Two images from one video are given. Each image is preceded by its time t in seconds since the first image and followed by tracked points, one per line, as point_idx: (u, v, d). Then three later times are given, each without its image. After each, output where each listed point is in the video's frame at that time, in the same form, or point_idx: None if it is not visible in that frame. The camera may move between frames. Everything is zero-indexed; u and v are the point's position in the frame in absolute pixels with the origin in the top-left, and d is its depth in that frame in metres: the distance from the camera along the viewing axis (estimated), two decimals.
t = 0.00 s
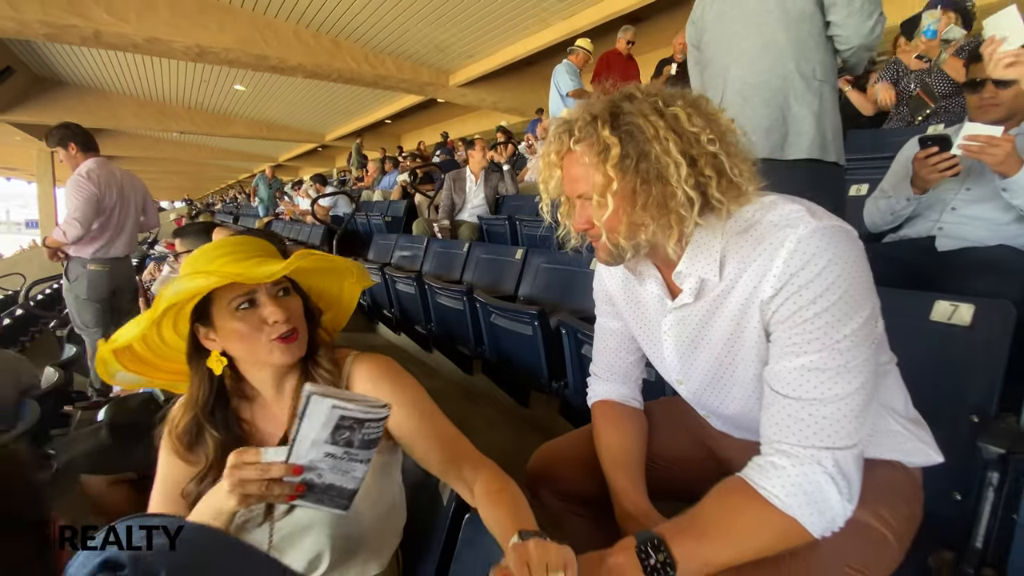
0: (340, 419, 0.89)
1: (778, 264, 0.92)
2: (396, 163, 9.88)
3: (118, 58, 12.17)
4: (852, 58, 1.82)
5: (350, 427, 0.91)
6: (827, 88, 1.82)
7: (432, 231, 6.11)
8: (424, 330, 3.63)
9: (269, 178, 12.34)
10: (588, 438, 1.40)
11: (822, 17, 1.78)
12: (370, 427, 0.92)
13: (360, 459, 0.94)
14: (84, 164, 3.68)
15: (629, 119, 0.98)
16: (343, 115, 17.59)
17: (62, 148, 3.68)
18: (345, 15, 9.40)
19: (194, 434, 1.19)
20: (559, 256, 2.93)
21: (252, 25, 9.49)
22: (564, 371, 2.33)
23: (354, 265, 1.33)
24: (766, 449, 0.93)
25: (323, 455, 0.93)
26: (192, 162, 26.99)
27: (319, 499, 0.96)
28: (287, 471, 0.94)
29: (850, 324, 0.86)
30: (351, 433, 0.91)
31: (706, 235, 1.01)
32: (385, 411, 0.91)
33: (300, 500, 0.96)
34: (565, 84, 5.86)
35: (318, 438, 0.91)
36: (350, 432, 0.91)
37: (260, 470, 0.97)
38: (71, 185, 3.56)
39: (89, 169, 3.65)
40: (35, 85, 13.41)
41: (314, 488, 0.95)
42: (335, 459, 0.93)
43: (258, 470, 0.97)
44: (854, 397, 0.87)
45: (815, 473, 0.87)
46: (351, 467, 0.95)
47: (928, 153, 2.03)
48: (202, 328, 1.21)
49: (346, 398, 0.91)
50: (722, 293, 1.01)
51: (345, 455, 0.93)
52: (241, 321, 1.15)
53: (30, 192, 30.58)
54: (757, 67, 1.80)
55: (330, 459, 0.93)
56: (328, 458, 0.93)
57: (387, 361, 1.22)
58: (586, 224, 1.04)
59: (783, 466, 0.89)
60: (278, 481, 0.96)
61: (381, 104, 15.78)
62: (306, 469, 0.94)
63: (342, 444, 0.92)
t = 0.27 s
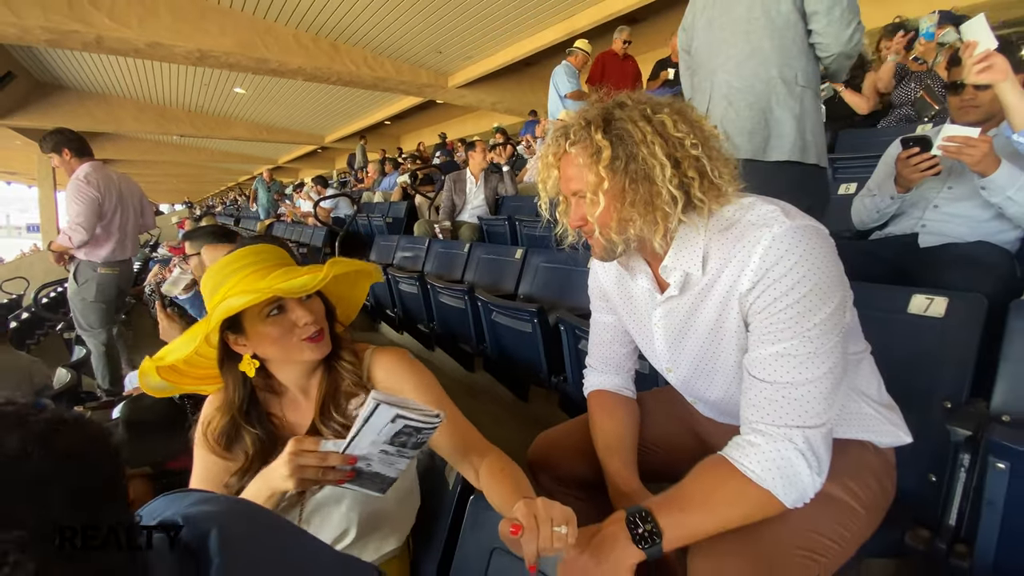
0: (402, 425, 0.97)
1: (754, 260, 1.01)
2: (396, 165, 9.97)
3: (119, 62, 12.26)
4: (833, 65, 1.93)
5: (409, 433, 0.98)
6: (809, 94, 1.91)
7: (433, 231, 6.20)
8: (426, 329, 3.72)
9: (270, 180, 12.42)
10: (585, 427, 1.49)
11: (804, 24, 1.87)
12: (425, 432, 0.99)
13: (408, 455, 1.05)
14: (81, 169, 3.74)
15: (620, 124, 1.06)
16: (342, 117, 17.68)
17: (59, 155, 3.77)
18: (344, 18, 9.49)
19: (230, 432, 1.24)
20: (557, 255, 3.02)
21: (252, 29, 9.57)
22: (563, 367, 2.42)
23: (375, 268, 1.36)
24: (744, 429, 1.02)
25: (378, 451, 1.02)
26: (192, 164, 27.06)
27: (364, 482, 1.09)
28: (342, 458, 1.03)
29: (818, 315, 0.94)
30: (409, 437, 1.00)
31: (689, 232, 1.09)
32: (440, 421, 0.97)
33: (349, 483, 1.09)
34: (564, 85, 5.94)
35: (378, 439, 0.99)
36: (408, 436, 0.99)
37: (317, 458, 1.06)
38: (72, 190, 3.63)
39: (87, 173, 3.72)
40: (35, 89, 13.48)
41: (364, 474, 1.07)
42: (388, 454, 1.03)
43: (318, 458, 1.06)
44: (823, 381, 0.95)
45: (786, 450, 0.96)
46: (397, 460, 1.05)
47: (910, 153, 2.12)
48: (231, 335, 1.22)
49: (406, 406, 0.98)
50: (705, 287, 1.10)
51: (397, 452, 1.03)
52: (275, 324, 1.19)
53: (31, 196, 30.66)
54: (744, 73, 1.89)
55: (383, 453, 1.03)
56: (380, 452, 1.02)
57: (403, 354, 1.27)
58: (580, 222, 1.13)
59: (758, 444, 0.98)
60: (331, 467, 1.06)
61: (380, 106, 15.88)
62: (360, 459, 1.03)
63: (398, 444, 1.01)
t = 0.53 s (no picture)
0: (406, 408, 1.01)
1: (743, 256, 1.02)
2: (398, 164, 10.02)
3: (122, 64, 12.32)
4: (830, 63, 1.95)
5: (413, 416, 1.03)
6: (807, 93, 1.93)
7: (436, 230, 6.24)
8: (430, 327, 3.75)
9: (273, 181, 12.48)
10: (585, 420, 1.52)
11: (801, 24, 1.89)
12: (427, 415, 1.04)
13: (411, 439, 1.09)
14: (86, 172, 3.79)
15: (623, 114, 1.08)
16: (344, 117, 17.73)
17: (62, 160, 3.81)
18: (345, 19, 9.53)
19: (236, 431, 1.25)
20: (558, 253, 3.05)
21: (254, 31, 9.61)
22: (565, 363, 2.45)
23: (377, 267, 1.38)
24: (737, 421, 1.05)
25: (383, 435, 1.06)
26: (195, 165, 27.16)
27: (369, 470, 1.13)
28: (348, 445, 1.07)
29: (805, 309, 0.96)
30: (413, 419, 1.04)
31: (680, 222, 1.11)
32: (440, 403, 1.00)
33: (353, 470, 1.12)
34: (565, 84, 5.97)
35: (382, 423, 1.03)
36: (412, 418, 1.04)
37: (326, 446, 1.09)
38: (82, 193, 3.68)
39: (94, 176, 3.77)
40: (39, 92, 13.57)
41: (367, 461, 1.11)
42: (392, 439, 1.07)
43: (325, 446, 1.08)
44: (812, 372, 0.97)
45: (779, 440, 0.98)
46: (402, 446, 1.10)
47: (906, 149, 2.14)
48: (236, 335, 1.22)
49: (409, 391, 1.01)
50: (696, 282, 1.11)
51: (400, 437, 1.07)
52: (277, 325, 1.19)
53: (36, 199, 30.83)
54: (740, 73, 1.92)
55: (387, 438, 1.07)
56: (385, 439, 1.06)
57: (403, 352, 1.28)
58: (581, 211, 1.13)
59: (751, 435, 1.00)
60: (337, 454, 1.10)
61: (382, 105, 15.91)
62: (365, 445, 1.07)
63: (401, 428, 1.05)
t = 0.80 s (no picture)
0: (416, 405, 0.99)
1: (752, 247, 0.99)
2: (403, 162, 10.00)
3: (128, 64, 12.37)
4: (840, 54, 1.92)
5: (422, 415, 1.01)
6: (816, 83, 1.89)
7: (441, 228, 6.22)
8: (435, 324, 3.74)
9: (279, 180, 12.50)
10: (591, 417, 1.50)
11: (809, 15, 1.86)
12: (435, 416, 1.02)
13: (415, 442, 1.08)
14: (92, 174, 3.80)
15: (633, 96, 1.06)
16: (349, 116, 17.74)
17: (66, 161, 3.81)
18: (349, 17, 9.51)
19: (234, 435, 1.25)
20: (563, 249, 3.03)
21: (258, 30, 9.62)
22: (571, 360, 2.43)
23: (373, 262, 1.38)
24: (750, 418, 1.02)
25: (389, 433, 1.05)
26: (201, 165, 27.26)
27: (368, 474, 1.15)
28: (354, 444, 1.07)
29: (817, 301, 0.93)
30: (421, 419, 1.02)
31: (686, 209, 1.07)
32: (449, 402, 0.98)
33: (353, 472, 1.13)
34: (570, 80, 5.93)
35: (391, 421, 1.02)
36: (421, 418, 1.02)
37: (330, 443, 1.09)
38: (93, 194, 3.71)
39: (103, 177, 3.79)
40: (47, 93, 13.65)
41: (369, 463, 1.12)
42: (397, 439, 1.06)
43: (329, 442, 1.09)
44: (825, 366, 0.95)
45: (794, 436, 0.96)
46: (404, 448, 1.09)
47: (919, 141, 2.11)
48: (231, 337, 1.23)
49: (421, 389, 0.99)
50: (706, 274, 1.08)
51: (407, 437, 1.06)
52: (272, 325, 1.20)
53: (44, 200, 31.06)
54: (747, 64, 1.89)
55: (393, 438, 1.06)
56: (389, 439, 1.07)
57: (404, 350, 1.25)
58: (588, 195, 1.11)
59: (764, 432, 0.98)
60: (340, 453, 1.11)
61: (387, 103, 15.91)
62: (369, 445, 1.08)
63: (409, 427, 1.04)
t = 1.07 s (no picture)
0: (437, 424, 0.93)
1: (806, 237, 0.87)
2: (410, 160, 9.91)
3: (136, 64, 12.36)
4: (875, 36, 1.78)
5: (439, 435, 0.95)
6: (847, 66, 1.75)
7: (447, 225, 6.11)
8: (441, 324, 3.62)
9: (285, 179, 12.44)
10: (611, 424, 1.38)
11: None
12: (453, 437, 0.96)
13: (423, 466, 1.01)
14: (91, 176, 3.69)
15: (664, 64, 0.94)
16: (355, 114, 17.69)
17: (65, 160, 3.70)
18: (355, 14, 9.42)
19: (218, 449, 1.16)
20: (574, 246, 2.91)
21: (264, 28, 9.54)
22: (584, 361, 2.31)
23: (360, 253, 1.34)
24: (800, 431, 0.89)
25: (399, 451, 0.98)
26: (209, 165, 27.31)
27: (363, 495, 1.07)
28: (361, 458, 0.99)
29: (884, 300, 0.81)
30: (436, 439, 0.96)
31: (725, 192, 0.95)
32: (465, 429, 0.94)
33: (350, 488, 1.05)
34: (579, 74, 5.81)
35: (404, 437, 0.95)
36: (435, 438, 0.96)
37: (334, 451, 1.00)
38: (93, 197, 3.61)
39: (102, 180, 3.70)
40: (56, 93, 13.67)
41: (368, 482, 1.05)
42: (404, 459, 0.99)
43: (334, 448, 1.00)
44: (891, 374, 0.83)
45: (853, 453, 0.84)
46: (409, 472, 1.01)
47: (955, 129, 1.94)
48: (209, 341, 1.16)
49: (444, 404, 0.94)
50: (750, 267, 0.96)
51: (415, 458, 0.99)
52: (252, 326, 1.14)
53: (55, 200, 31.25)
54: (770, 49, 1.77)
55: (401, 457, 0.98)
56: (398, 457, 0.99)
57: (398, 350, 1.20)
58: (614, 176, 0.97)
59: (819, 447, 0.85)
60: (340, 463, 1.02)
61: (394, 102, 15.84)
62: (374, 460, 1.00)
63: (421, 447, 0.97)
